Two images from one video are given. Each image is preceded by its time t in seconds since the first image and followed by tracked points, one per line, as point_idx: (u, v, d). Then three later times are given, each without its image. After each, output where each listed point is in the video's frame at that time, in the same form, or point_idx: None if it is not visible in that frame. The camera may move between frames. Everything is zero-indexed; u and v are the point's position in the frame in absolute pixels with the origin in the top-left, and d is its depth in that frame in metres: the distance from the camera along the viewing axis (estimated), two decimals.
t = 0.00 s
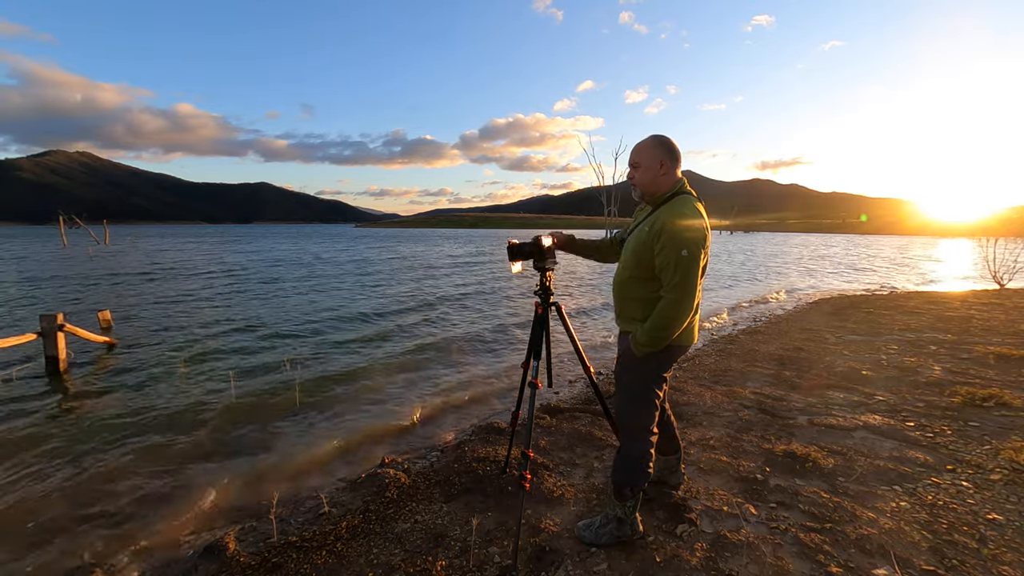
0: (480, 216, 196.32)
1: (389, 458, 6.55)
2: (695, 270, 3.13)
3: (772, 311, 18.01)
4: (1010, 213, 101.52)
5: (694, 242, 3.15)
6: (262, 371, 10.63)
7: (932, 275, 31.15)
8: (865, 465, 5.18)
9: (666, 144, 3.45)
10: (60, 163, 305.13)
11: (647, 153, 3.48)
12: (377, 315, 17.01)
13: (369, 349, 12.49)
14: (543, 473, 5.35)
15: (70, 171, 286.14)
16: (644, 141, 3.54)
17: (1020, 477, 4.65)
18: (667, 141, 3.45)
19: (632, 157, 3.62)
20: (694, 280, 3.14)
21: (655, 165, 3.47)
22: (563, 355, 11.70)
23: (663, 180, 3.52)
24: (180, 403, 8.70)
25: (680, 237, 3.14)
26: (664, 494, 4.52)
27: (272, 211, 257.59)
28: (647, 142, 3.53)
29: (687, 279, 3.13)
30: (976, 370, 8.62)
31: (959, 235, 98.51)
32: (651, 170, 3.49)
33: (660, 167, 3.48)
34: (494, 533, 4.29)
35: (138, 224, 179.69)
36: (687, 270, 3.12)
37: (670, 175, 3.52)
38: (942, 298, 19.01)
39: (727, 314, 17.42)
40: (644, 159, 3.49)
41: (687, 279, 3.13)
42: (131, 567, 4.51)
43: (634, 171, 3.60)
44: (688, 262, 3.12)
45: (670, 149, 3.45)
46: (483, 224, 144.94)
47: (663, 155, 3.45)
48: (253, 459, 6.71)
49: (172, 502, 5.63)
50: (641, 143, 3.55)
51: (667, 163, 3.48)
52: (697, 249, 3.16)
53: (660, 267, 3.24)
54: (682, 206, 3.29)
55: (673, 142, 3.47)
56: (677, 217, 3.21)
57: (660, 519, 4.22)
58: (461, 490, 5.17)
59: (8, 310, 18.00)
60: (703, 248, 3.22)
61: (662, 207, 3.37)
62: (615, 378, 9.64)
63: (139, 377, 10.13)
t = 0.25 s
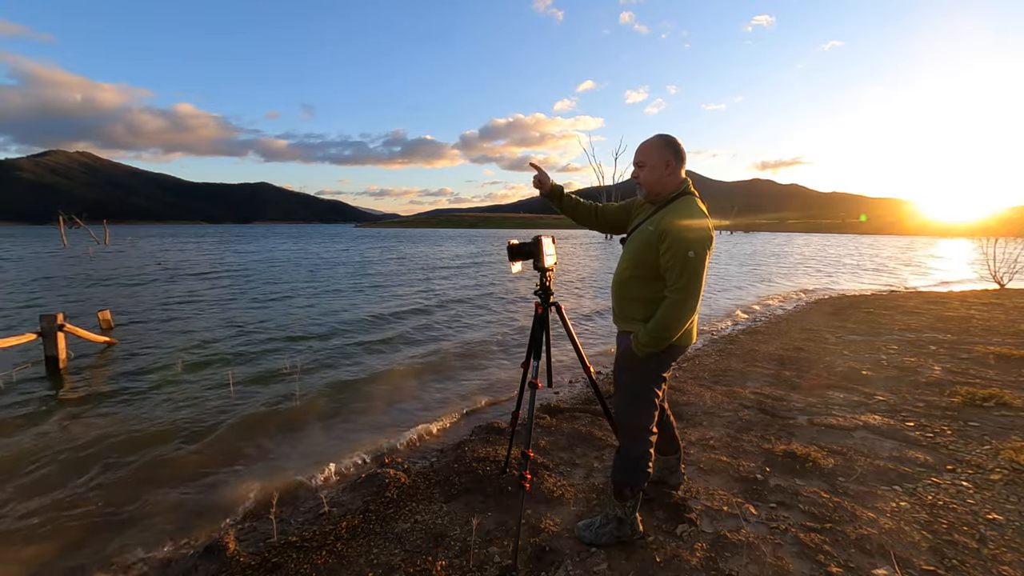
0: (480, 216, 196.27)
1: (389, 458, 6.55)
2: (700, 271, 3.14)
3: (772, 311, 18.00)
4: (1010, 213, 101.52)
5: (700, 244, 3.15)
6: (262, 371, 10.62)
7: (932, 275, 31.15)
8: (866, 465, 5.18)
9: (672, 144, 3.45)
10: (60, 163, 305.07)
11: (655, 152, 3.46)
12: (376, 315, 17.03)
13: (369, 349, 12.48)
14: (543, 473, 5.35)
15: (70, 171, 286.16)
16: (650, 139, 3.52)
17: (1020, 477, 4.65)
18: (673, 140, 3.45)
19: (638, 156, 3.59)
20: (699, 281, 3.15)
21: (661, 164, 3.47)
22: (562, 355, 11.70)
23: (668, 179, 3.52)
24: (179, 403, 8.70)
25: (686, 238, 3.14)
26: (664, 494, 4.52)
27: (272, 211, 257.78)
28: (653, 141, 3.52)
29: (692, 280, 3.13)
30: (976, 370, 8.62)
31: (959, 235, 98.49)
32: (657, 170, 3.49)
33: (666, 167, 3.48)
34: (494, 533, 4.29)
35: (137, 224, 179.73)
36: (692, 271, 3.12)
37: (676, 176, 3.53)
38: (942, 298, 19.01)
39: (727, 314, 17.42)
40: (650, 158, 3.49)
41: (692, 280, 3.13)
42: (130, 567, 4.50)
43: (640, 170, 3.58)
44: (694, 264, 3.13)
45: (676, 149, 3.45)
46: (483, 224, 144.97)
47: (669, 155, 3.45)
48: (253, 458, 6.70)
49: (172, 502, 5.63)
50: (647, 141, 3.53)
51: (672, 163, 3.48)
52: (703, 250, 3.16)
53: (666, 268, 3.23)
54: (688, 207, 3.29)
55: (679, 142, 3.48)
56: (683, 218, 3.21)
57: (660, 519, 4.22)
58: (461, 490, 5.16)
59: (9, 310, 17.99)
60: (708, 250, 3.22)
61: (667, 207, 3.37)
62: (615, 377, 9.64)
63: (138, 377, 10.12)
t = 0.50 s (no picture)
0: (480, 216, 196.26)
1: (389, 458, 6.55)
2: (705, 271, 3.14)
3: (772, 311, 18.01)
4: (1010, 213, 101.53)
5: (705, 245, 3.15)
6: (262, 371, 10.63)
7: (933, 275, 31.15)
8: (865, 465, 5.18)
9: (680, 145, 3.47)
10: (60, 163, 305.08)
11: (673, 152, 3.46)
12: (376, 315, 17.02)
13: (369, 349, 12.48)
14: (543, 473, 5.35)
15: (70, 171, 286.13)
16: (659, 139, 3.49)
17: (1019, 477, 4.65)
18: (680, 141, 3.48)
19: (646, 155, 3.54)
20: (704, 282, 3.15)
21: (672, 165, 3.48)
22: (562, 355, 11.70)
23: (676, 179, 3.54)
24: (179, 403, 8.71)
25: (691, 239, 3.15)
26: (664, 494, 4.52)
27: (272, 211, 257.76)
28: (662, 141, 3.49)
29: (697, 281, 3.13)
30: (976, 370, 8.62)
31: (958, 235, 98.51)
32: (668, 170, 3.49)
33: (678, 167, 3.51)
34: (494, 533, 4.29)
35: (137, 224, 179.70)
36: (697, 271, 3.13)
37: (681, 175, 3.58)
38: (942, 298, 19.01)
39: (727, 314, 17.43)
40: (666, 155, 3.45)
41: (697, 281, 3.14)
42: (131, 567, 4.50)
43: (653, 167, 3.51)
44: (699, 264, 3.13)
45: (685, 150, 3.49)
46: (483, 224, 144.96)
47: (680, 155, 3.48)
48: (253, 459, 6.70)
49: (172, 503, 5.63)
50: (656, 141, 3.49)
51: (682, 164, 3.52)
52: (708, 251, 3.17)
53: (670, 268, 3.23)
54: (693, 207, 3.29)
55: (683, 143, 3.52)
56: (688, 218, 3.22)
57: (660, 519, 4.22)
58: (461, 490, 5.17)
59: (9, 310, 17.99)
60: (712, 251, 3.23)
61: (671, 207, 3.36)
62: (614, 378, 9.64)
63: (138, 377, 10.13)
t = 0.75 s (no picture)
0: (480, 216, 196.37)
1: (389, 458, 6.53)
2: (707, 270, 3.15)
3: (772, 311, 18.01)
4: (1010, 213, 101.52)
5: (706, 245, 3.16)
6: (262, 371, 10.63)
7: (932, 275, 31.15)
8: (865, 465, 5.18)
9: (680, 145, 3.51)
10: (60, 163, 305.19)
11: (678, 152, 3.49)
12: (376, 315, 17.02)
13: (368, 349, 12.48)
14: (543, 473, 5.35)
15: (70, 172, 286.16)
16: (663, 140, 3.47)
17: (1019, 477, 4.65)
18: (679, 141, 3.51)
19: (652, 157, 3.50)
20: (705, 281, 3.16)
21: (676, 165, 3.50)
22: (562, 355, 11.70)
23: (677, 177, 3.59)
24: (179, 403, 8.71)
25: (693, 238, 3.15)
26: (664, 494, 4.52)
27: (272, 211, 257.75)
28: (666, 141, 3.47)
29: (699, 280, 3.13)
30: (976, 370, 8.62)
31: (958, 235, 98.52)
32: (673, 171, 3.50)
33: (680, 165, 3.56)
34: (494, 533, 4.29)
35: (137, 224, 179.66)
36: (699, 271, 3.13)
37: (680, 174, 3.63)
38: (942, 298, 19.00)
39: (727, 314, 17.43)
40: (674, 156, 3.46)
41: (699, 280, 3.14)
42: (131, 567, 4.51)
43: (662, 170, 3.47)
44: (700, 264, 3.13)
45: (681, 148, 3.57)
46: (483, 224, 144.99)
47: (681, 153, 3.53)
48: (254, 458, 6.70)
49: (172, 502, 5.63)
50: (660, 142, 3.46)
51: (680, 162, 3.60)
52: (709, 251, 3.17)
53: (671, 268, 3.23)
54: (693, 208, 3.29)
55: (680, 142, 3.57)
56: (690, 217, 3.21)
57: (660, 519, 4.22)
58: (461, 490, 5.16)
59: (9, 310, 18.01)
60: (712, 251, 3.24)
61: (673, 207, 3.36)
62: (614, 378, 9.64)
63: (139, 377, 10.14)
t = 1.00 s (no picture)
0: (480, 215, 196.36)
1: (389, 458, 6.54)
2: (704, 268, 3.15)
3: (772, 311, 18.00)
4: (1010, 213, 101.50)
5: (702, 243, 3.16)
6: (262, 371, 10.63)
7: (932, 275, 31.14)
8: (865, 465, 5.18)
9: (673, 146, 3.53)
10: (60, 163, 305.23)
11: (673, 152, 3.51)
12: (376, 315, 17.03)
13: (368, 349, 12.48)
14: (543, 473, 5.35)
15: (70, 172, 286.25)
16: (659, 140, 3.49)
17: (1020, 477, 4.65)
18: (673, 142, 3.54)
19: (649, 157, 3.50)
20: (702, 279, 3.16)
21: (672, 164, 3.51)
22: (562, 355, 11.70)
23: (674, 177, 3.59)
24: (179, 403, 8.71)
25: (689, 237, 3.16)
26: (664, 494, 4.52)
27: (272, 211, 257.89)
28: (662, 142, 3.49)
29: (696, 278, 3.14)
30: (976, 370, 8.61)
31: (959, 235, 98.50)
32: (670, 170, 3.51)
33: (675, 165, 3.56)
34: (494, 533, 4.29)
35: (137, 224, 179.73)
36: (695, 269, 3.13)
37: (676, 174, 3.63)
38: (942, 298, 18.99)
39: (727, 314, 17.43)
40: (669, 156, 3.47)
41: (696, 278, 3.14)
42: (131, 566, 4.51)
43: (658, 171, 3.47)
44: (697, 262, 3.14)
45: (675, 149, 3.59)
46: (483, 224, 145.07)
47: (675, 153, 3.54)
48: (255, 458, 6.70)
49: (172, 502, 5.63)
50: (657, 143, 3.48)
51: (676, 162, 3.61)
52: (706, 249, 3.18)
53: (668, 267, 3.24)
54: (690, 206, 3.29)
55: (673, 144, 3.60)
56: (685, 216, 3.22)
57: (660, 519, 4.22)
58: (461, 490, 5.16)
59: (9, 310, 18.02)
60: (709, 250, 3.24)
61: (669, 207, 3.37)
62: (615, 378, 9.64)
63: (139, 377, 10.14)
